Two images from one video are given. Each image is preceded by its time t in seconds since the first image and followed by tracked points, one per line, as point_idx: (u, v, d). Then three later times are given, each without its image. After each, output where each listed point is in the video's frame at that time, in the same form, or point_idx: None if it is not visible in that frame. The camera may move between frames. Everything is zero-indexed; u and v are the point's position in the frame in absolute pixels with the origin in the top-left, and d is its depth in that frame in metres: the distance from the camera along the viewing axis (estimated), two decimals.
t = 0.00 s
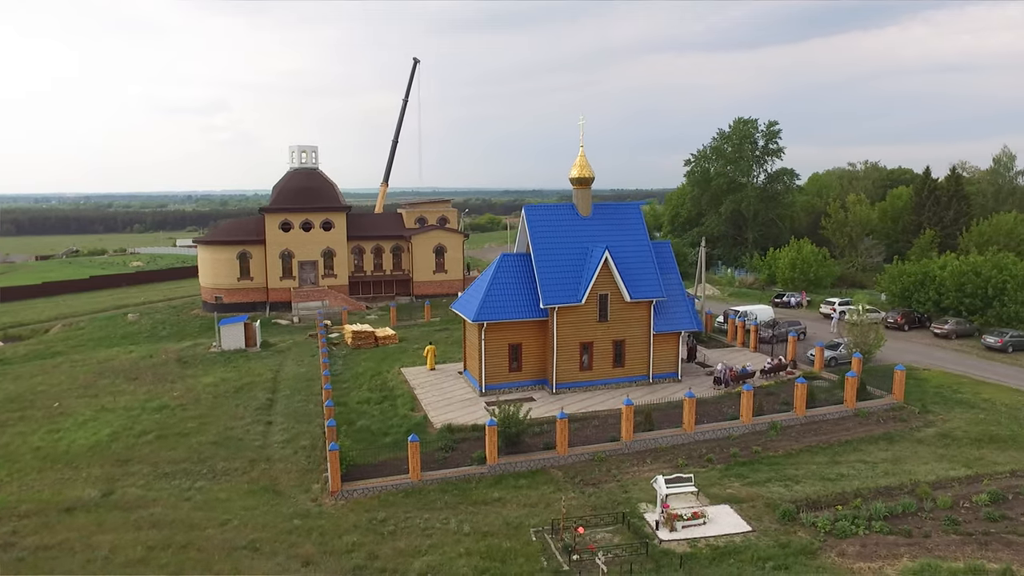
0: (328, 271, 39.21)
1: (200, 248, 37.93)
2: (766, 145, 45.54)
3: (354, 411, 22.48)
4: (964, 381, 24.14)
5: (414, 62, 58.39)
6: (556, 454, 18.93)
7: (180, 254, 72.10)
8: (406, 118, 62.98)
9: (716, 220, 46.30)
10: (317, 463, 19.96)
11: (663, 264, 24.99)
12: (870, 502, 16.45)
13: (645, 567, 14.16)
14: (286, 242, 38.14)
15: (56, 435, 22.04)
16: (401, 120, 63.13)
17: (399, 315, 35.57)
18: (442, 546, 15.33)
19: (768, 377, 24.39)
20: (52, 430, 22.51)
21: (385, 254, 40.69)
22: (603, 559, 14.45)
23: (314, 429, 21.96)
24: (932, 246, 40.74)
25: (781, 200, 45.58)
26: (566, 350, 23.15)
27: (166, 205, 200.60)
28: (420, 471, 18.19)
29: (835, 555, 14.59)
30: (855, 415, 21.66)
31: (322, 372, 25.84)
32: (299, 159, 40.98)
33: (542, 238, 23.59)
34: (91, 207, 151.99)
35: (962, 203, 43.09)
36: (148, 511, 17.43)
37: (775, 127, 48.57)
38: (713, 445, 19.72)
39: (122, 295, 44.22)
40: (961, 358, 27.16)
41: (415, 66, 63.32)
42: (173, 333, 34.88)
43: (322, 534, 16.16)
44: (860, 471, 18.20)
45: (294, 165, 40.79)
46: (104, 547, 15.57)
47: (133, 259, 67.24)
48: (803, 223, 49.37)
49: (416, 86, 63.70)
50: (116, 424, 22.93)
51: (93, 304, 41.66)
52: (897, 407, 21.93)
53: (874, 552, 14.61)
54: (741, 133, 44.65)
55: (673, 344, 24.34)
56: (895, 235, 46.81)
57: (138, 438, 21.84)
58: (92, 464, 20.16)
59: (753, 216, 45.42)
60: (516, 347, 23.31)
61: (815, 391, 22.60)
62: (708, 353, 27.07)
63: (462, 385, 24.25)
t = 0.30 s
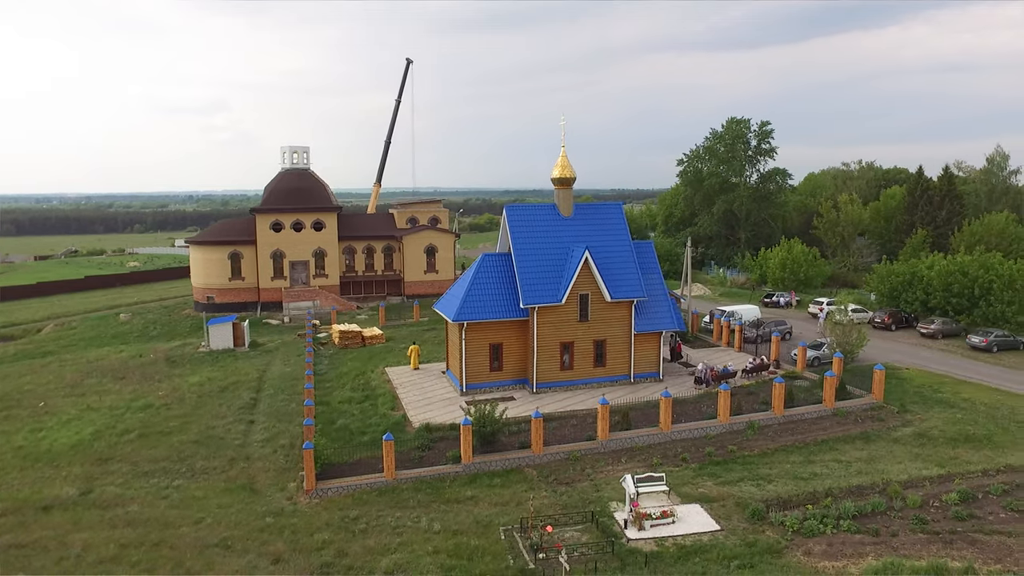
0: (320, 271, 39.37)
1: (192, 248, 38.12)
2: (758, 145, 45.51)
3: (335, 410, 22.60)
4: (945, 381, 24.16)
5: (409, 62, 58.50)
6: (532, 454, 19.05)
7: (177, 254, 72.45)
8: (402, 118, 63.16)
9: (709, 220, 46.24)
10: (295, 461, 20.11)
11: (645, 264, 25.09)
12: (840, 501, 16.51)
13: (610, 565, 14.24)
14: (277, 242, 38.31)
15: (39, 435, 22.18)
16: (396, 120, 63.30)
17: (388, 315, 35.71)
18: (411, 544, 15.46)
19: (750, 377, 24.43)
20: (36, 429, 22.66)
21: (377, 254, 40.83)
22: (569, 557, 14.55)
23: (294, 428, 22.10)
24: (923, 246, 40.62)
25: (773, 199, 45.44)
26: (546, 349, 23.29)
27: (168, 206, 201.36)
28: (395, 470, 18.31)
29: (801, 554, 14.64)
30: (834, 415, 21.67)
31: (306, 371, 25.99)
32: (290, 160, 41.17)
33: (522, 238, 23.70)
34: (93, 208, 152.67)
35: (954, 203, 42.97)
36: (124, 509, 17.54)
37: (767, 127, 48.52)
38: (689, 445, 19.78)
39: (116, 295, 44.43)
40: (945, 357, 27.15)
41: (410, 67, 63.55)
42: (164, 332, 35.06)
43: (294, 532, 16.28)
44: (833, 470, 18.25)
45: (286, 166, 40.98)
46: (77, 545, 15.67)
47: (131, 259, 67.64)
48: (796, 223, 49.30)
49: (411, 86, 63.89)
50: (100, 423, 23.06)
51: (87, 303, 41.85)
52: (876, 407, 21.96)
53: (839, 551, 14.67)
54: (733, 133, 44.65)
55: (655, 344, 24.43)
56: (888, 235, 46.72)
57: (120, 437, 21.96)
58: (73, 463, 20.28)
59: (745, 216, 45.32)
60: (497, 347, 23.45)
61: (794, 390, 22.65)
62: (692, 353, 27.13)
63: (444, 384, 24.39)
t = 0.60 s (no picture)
0: (311, 270, 39.50)
1: (184, 249, 38.29)
2: (752, 144, 45.39)
3: (317, 409, 22.69)
4: (928, 382, 24.10)
5: (405, 62, 58.57)
6: (507, 453, 19.10)
7: (176, 254, 72.72)
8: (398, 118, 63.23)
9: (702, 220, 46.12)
10: (274, 461, 20.20)
11: (627, 264, 25.11)
12: (811, 502, 16.48)
13: (575, 565, 14.26)
14: (268, 242, 38.43)
15: (22, 434, 22.30)
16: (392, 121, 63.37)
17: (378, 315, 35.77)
18: (380, 543, 15.51)
19: (732, 377, 24.40)
20: (19, 428, 22.78)
21: (368, 254, 40.92)
22: (535, 557, 14.57)
23: (275, 427, 22.19)
24: (916, 246, 40.41)
25: (767, 199, 45.25)
26: (527, 349, 23.35)
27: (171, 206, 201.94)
28: (370, 469, 18.36)
29: (768, 555, 14.61)
30: (814, 415, 21.62)
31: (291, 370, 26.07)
32: (282, 160, 41.29)
33: (504, 238, 23.76)
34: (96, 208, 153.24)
35: (948, 202, 42.81)
36: (99, 508, 17.63)
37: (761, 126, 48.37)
38: (666, 445, 19.77)
39: (111, 294, 44.61)
40: (930, 357, 27.08)
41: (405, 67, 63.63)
42: (155, 332, 35.20)
43: (266, 531, 16.34)
44: (807, 471, 18.22)
45: (278, 166, 41.10)
46: (49, 544, 15.76)
47: (129, 259, 67.94)
48: (790, 223, 49.14)
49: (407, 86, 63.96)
50: (83, 423, 23.17)
51: (80, 303, 42.04)
52: (857, 407, 21.91)
53: (806, 552, 14.64)
54: (727, 133, 44.54)
55: (637, 343, 24.43)
56: (882, 235, 46.53)
57: (102, 437, 22.06)
58: (53, 462, 20.38)
59: (738, 215, 45.18)
60: (478, 347, 23.54)
61: (774, 390, 22.64)
62: (676, 353, 27.10)
63: (427, 384, 24.46)
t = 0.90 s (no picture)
0: (305, 270, 39.61)
1: (179, 248, 38.45)
2: (748, 144, 45.21)
3: (300, 409, 22.73)
4: (914, 382, 23.98)
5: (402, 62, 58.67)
6: (485, 453, 19.09)
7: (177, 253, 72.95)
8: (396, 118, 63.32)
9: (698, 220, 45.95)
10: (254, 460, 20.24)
11: (612, 264, 25.09)
12: (785, 503, 16.39)
13: (543, 566, 14.24)
14: (262, 241, 38.55)
15: (7, 433, 22.37)
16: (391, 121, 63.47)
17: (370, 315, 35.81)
18: (351, 543, 15.53)
19: (717, 377, 24.30)
20: (5, 428, 22.86)
21: (363, 253, 41.02)
22: (503, 557, 14.56)
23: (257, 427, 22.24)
24: (913, 245, 40.16)
25: (763, 199, 45.05)
26: (510, 349, 23.35)
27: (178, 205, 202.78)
28: (347, 469, 18.38)
29: (737, 556, 14.53)
30: (797, 416, 21.50)
31: (278, 370, 26.12)
32: (276, 160, 41.42)
33: (488, 238, 23.77)
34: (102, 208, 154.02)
35: (945, 202, 42.55)
36: (77, 507, 17.68)
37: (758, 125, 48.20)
38: (645, 445, 19.71)
39: (107, 294, 44.77)
40: (919, 358, 26.93)
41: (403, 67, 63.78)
42: (148, 331, 35.33)
43: (239, 530, 16.38)
44: (785, 472, 18.12)
45: (272, 166, 41.22)
46: (24, 543, 15.81)
47: (130, 258, 68.21)
48: (787, 223, 48.92)
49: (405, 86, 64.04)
50: (68, 422, 23.24)
51: (77, 303, 42.19)
52: (840, 408, 21.78)
53: (776, 554, 14.56)
54: (723, 132, 44.38)
55: (621, 344, 24.38)
56: (880, 235, 46.24)
57: (86, 436, 22.10)
58: (35, 461, 20.44)
59: (735, 215, 44.98)
60: (462, 347, 23.56)
61: (758, 390, 22.56)
62: (663, 353, 27.01)
63: (411, 384, 24.47)
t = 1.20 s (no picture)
0: (306, 270, 39.78)
1: (181, 248, 38.72)
2: (752, 144, 44.91)
3: (289, 409, 22.79)
4: (908, 385, 23.69)
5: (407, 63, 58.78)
6: (468, 454, 19.05)
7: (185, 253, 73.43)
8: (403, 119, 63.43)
9: (701, 220, 45.65)
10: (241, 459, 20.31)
11: (604, 265, 24.97)
12: (766, 507, 16.22)
13: (515, 568, 14.18)
14: (263, 242, 38.74)
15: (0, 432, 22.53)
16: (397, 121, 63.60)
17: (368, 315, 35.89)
18: (328, 543, 15.56)
19: (709, 379, 24.12)
20: None
21: (363, 254, 41.14)
22: (477, 559, 14.52)
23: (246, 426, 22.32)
24: (918, 246, 39.68)
25: (767, 199, 44.70)
26: (500, 350, 23.32)
27: (192, 206, 204.21)
28: (329, 469, 18.41)
29: (713, 560, 14.36)
30: (787, 418, 21.27)
31: (271, 369, 26.23)
32: (278, 161, 41.62)
33: (478, 238, 23.74)
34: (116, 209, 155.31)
35: (951, 202, 42.04)
36: (62, 505, 17.77)
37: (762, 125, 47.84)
38: (630, 447, 19.59)
39: (113, 294, 45.09)
40: (917, 360, 26.61)
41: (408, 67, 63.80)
42: (149, 331, 35.53)
43: (219, 529, 16.43)
44: (769, 476, 17.94)
45: (273, 166, 41.43)
46: (6, 541, 15.93)
47: (139, 258, 68.75)
48: (791, 223, 48.54)
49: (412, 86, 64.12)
50: (61, 420, 23.37)
51: (82, 303, 42.53)
52: (831, 411, 21.55)
53: (753, 558, 14.38)
54: (726, 132, 44.11)
55: (612, 345, 24.26)
56: (885, 235, 45.76)
57: (77, 434, 22.22)
58: (26, 459, 20.58)
59: (738, 215, 44.64)
60: (452, 348, 23.55)
61: (748, 393, 22.37)
62: (657, 355, 26.85)
63: (401, 385, 24.48)
